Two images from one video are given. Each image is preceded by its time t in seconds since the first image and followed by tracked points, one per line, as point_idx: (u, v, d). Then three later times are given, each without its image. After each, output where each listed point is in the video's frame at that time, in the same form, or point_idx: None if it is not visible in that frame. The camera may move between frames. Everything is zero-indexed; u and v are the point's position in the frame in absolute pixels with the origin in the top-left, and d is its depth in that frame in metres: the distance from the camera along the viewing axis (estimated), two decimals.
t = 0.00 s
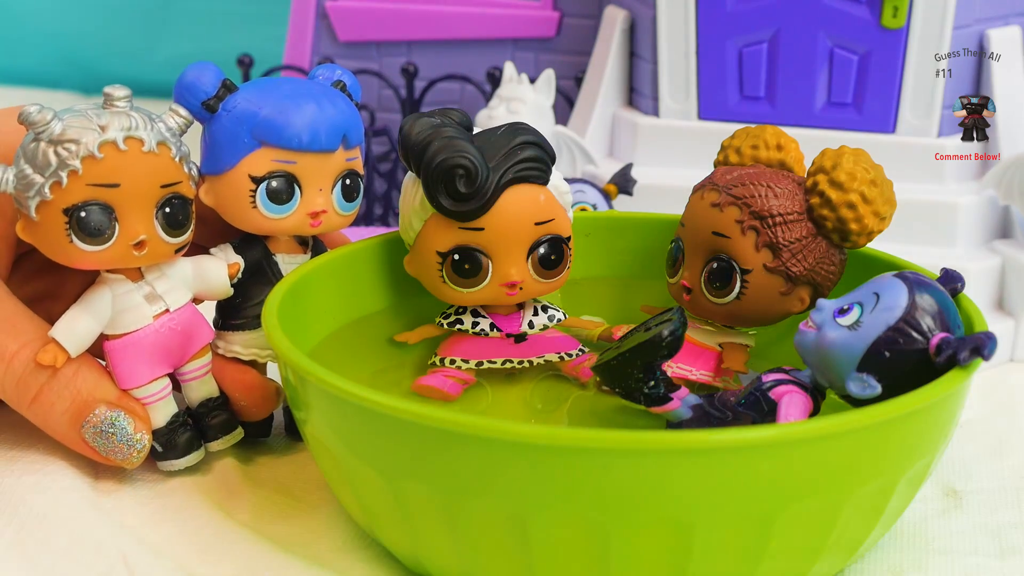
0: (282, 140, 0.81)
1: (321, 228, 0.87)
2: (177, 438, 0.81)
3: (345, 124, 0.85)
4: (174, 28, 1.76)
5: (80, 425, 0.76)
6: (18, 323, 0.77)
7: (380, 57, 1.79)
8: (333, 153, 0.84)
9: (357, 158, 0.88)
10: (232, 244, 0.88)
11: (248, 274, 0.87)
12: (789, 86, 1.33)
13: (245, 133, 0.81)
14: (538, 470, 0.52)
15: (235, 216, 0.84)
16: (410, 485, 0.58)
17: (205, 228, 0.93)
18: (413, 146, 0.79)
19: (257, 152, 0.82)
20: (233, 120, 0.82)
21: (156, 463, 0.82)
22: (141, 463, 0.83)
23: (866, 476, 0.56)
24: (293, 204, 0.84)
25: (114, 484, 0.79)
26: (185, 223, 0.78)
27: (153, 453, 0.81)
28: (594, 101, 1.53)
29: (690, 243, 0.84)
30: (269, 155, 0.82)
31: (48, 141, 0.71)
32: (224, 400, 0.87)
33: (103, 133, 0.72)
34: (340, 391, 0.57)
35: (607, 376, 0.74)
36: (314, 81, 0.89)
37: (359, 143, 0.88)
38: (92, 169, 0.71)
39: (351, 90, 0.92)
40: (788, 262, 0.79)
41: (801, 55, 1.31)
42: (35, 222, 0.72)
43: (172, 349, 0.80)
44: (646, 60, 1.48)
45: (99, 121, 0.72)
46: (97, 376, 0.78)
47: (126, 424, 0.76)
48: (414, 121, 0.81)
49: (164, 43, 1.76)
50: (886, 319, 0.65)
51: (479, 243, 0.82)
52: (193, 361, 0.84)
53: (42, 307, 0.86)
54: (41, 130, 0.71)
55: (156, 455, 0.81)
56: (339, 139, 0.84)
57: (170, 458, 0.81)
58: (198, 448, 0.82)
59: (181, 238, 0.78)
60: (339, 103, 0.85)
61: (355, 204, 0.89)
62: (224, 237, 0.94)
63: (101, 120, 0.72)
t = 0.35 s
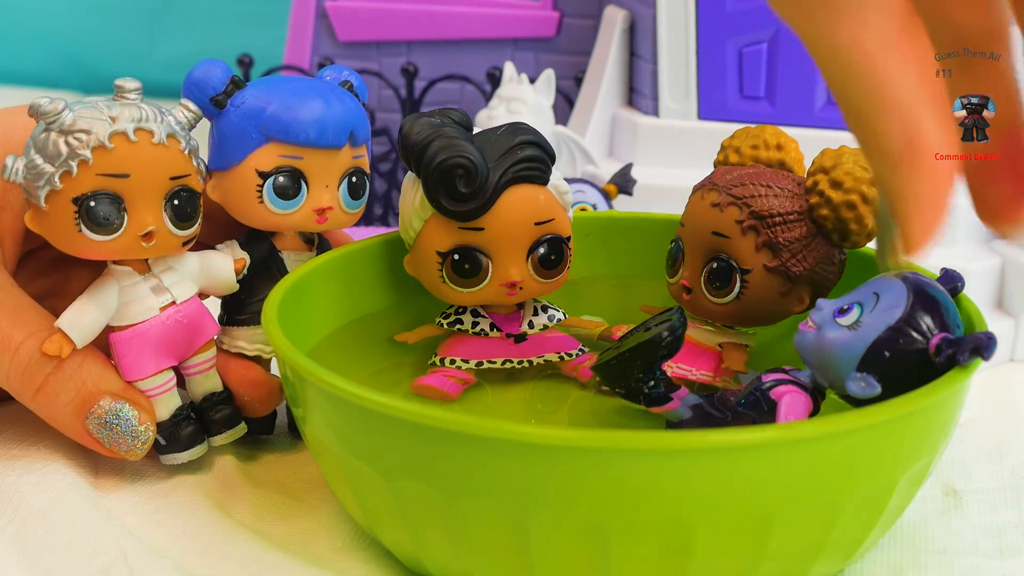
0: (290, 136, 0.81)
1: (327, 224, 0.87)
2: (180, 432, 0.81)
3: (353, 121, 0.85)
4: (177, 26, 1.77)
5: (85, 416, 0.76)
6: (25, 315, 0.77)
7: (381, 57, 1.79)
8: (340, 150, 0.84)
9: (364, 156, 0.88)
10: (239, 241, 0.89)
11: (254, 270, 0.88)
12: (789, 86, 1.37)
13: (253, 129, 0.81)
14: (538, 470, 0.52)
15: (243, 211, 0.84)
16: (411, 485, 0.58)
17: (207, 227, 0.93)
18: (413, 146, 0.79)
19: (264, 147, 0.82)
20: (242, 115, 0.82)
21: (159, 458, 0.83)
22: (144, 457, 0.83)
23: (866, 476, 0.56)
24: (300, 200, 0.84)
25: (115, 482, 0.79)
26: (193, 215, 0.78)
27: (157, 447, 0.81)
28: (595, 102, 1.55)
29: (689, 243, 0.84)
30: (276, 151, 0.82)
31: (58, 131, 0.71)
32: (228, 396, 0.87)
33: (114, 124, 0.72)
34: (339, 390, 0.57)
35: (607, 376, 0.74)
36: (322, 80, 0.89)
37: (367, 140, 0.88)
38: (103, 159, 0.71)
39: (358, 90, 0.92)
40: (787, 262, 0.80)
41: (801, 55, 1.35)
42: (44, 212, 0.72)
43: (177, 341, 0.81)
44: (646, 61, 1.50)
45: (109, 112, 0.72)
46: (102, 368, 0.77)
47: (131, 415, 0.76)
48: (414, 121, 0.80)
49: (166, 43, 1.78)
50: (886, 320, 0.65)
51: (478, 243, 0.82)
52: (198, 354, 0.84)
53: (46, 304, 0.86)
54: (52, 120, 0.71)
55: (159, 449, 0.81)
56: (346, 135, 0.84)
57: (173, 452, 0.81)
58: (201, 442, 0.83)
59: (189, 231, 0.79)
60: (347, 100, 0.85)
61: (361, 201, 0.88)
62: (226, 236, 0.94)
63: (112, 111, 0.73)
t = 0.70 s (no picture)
0: (294, 135, 0.81)
1: (331, 224, 0.87)
2: (181, 431, 0.81)
3: (357, 120, 0.85)
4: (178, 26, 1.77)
5: (86, 413, 0.76)
6: (27, 312, 0.77)
7: (380, 57, 1.81)
8: (344, 150, 0.84)
9: (368, 156, 0.88)
10: (241, 240, 0.89)
11: (256, 269, 0.88)
12: (790, 86, 1.39)
13: (257, 128, 0.82)
14: (538, 470, 0.52)
15: (247, 209, 0.84)
16: (411, 485, 0.58)
17: (208, 227, 0.93)
18: (413, 146, 0.79)
19: (269, 147, 0.82)
20: (246, 115, 0.82)
21: (160, 457, 0.83)
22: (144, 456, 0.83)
23: (866, 475, 0.56)
24: (304, 199, 0.84)
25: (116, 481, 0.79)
26: (198, 213, 0.78)
27: (158, 445, 0.81)
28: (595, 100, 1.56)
29: (690, 242, 0.84)
30: (280, 151, 0.82)
31: (63, 127, 0.71)
32: (229, 395, 0.87)
33: (118, 120, 0.72)
34: (340, 389, 0.57)
35: (608, 381, 0.73)
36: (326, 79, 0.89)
37: (371, 140, 0.88)
38: (107, 156, 0.71)
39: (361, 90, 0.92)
40: (784, 261, 0.79)
41: (801, 53, 1.37)
42: (48, 209, 0.72)
43: (179, 339, 0.81)
44: (646, 60, 1.50)
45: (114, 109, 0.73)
46: (104, 365, 0.77)
47: (133, 412, 0.76)
48: (414, 121, 0.81)
49: (166, 42, 1.78)
50: (889, 320, 0.65)
51: (478, 243, 0.82)
52: (200, 353, 0.84)
53: (48, 303, 0.86)
54: (57, 117, 0.71)
55: (160, 447, 0.81)
56: (351, 135, 0.84)
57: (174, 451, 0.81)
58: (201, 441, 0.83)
59: (192, 229, 0.79)
60: (351, 100, 0.85)
61: (364, 201, 0.88)
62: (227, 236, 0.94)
63: (117, 108, 0.73)
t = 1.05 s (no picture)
0: (294, 136, 0.81)
1: (330, 225, 0.87)
2: (180, 431, 0.81)
3: (357, 121, 0.85)
4: (178, 26, 1.77)
5: (86, 414, 0.76)
6: (27, 313, 0.77)
7: (380, 57, 1.81)
8: (344, 151, 0.84)
9: (368, 156, 0.88)
10: (241, 241, 0.89)
11: (256, 270, 0.89)
12: (790, 86, 1.39)
13: (258, 128, 0.82)
14: (538, 470, 0.52)
15: (247, 210, 0.84)
16: (411, 486, 0.58)
17: (208, 227, 0.93)
18: (413, 146, 0.79)
19: (268, 148, 0.82)
20: (246, 115, 0.82)
21: (160, 458, 0.83)
22: (144, 456, 0.83)
23: (866, 475, 0.56)
24: (304, 200, 0.84)
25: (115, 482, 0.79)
26: (197, 214, 0.78)
27: (158, 446, 0.82)
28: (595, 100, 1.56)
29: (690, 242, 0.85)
30: (280, 151, 0.82)
31: (62, 128, 0.71)
32: (229, 395, 0.87)
33: (118, 121, 0.72)
34: (340, 389, 0.57)
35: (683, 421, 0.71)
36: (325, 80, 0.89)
37: (371, 141, 0.88)
38: (107, 157, 0.72)
39: (361, 90, 0.92)
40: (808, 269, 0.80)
41: (802, 52, 1.37)
42: (48, 210, 0.72)
43: (179, 340, 0.81)
44: (646, 61, 1.50)
45: (114, 111, 0.73)
46: (104, 366, 0.77)
47: (133, 413, 0.76)
48: (414, 121, 0.81)
49: (167, 43, 1.78)
50: (844, 253, 0.60)
51: (479, 243, 0.82)
52: (199, 354, 0.84)
53: (48, 304, 0.86)
54: (56, 118, 0.71)
55: (160, 448, 0.81)
56: (351, 136, 0.84)
57: (174, 452, 0.81)
58: (201, 442, 0.83)
59: (192, 230, 0.78)
60: (349, 101, 0.85)
61: (364, 202, 0.88)
62: (228, 235, 0.94)
63: (117, 109, 0.73)
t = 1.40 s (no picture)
0: (293, 137, 0.81)
1: (330, 225, 0.87)
2: (180, 432, 0.81)
3: (355, 122, 0.85)
4: (178, 26, 1.77)
5: (85, 415, 0.76)
6: (26, 314, 0.77)
7: (380, 57, 1.81)
8: (342, 151, 0.84)
9: (367, 156, 0.88)
10: (240, 241, 0.89)
11: (256, 270, 0.89)
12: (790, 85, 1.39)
13: (256, 129, 0.82)
14: (538, 470, 0.52)
15: (246, 211, 0.84)
16: (411, 486, 0.58)
17: (207, 227, 0.93)
18: (412, 146, 0.79)
19: (267, 148, 0.82)
20: (244, 116, 0.82)
21: (160, 458, 0.83)
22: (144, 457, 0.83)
23: (866, 475, 0.56)
24: (303, 201, 0.84)
25: (115, 483, 0.79)
26: (196, 215, 0.78)
27: (158, 447, 0.82)
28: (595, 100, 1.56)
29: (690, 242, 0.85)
30: (279, 152, 0.82)
31: (61, 130, 0.71)
32: (229, 396, 0.87)
33: (117, 123, 0.72)
34: (339, 389, 0.57)
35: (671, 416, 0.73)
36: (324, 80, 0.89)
37: (369, 141, 0.88)
38: (105, 159, 0.72)
39: (360, 90, 0.92)
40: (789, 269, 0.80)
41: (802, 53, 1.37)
42: (47, 211, 0.72)
43: (178, 341, 0.81)
44: (646, 61, 1.50)
45: (113, 112, 0.73)
46: (103, 367, 0.78)
47: (132, 414, 0.76)
48: (413, 121, 0.81)
49: (167, 43, 1.78)
50: (818, 260, 0.61)
51: (478, 243, 0.82)
52: (199, 355, 0.84)
53: (47, 304, 0.86)
54: (55, 119, 0.71)
55: (160, 449, 0.82)
56: (349, 136, 0.84)
57: (174, 452, 0.81)
58: (201, 443, 0.83)
59: (191, 231, 0.78)
60: (348, 101, 0.85)
61: (364, 202, 0.88)
62: (227, 236, 0.94)
63: (115, 111, 0.73)
